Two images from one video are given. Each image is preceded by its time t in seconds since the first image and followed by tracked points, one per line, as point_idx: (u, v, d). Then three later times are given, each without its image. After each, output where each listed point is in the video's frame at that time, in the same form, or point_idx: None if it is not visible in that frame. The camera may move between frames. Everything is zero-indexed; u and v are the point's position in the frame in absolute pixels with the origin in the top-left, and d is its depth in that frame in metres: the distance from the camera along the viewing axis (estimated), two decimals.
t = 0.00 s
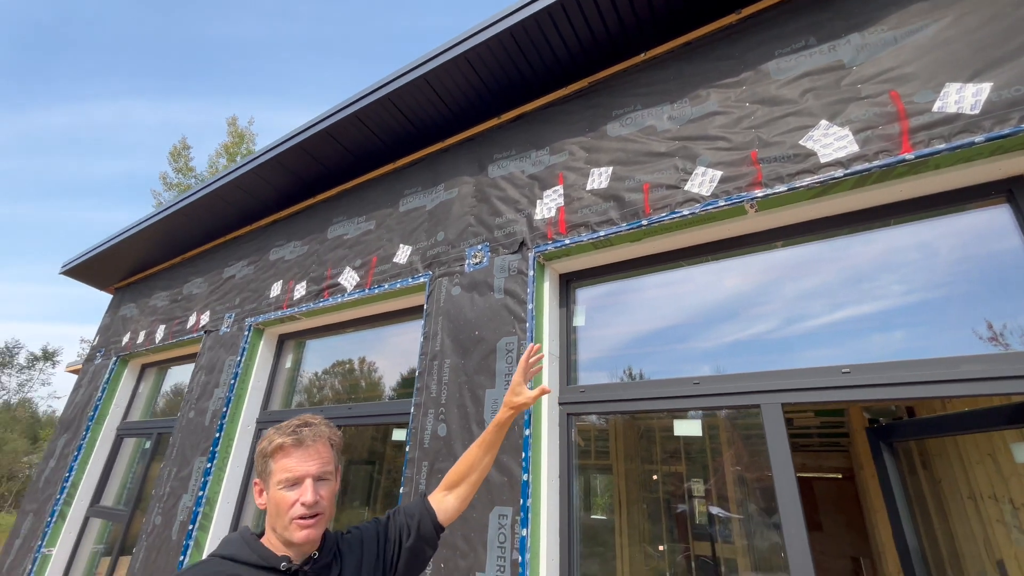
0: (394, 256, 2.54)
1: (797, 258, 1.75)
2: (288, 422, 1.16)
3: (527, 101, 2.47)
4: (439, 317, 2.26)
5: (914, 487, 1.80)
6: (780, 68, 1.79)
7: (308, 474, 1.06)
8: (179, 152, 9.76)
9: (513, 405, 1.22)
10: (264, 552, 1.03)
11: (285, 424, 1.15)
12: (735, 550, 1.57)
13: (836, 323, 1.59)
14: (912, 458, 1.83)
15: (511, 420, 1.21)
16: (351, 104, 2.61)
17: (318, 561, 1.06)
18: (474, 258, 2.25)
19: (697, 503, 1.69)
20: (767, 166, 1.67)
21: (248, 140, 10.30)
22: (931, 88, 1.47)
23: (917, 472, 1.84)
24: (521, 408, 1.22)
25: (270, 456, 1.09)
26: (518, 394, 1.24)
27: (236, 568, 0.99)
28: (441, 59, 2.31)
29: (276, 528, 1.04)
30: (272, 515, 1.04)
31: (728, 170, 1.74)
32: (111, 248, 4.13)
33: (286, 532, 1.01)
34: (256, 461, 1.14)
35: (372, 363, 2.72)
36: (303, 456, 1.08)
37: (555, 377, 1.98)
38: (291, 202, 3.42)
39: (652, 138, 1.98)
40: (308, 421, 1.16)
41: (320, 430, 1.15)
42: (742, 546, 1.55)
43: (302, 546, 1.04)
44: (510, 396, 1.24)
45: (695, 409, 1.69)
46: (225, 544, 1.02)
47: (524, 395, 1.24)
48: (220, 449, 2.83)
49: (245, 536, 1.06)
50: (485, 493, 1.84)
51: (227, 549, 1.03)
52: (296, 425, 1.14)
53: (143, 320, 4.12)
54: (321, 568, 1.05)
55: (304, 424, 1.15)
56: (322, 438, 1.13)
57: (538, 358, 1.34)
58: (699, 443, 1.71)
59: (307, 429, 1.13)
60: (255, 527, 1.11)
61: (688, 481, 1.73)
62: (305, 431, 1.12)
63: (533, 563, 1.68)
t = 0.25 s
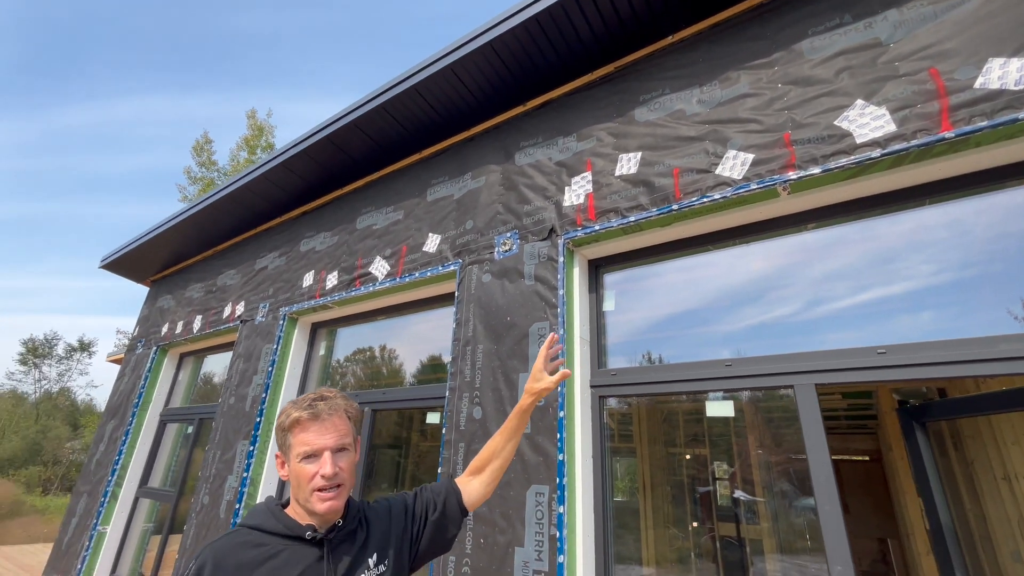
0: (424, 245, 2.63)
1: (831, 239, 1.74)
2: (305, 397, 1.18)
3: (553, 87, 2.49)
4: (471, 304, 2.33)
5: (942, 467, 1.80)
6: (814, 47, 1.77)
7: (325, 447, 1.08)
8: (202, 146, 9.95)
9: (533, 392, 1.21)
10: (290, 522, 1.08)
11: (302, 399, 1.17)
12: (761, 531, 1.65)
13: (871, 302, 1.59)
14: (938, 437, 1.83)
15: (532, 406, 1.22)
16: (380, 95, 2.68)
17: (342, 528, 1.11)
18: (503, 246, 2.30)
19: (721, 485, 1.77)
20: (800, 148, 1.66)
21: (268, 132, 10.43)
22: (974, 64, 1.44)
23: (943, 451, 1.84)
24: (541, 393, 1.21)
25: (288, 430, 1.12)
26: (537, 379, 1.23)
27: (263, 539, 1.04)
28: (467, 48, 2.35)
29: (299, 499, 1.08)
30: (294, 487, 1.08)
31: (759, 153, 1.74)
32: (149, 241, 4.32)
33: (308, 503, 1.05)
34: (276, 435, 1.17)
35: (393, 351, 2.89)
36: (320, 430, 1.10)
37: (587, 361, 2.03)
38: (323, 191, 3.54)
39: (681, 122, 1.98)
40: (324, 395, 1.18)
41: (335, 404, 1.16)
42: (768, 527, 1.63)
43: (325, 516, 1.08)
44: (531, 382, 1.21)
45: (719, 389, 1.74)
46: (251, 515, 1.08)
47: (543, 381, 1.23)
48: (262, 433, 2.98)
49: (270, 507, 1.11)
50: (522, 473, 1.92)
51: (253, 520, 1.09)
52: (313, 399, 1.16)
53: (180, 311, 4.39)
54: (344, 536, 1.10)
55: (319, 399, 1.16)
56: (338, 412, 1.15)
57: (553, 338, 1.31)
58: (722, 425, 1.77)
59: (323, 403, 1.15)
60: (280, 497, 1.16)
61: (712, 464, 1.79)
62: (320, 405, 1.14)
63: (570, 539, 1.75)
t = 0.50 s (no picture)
0: (443, 237, 2.70)
1: (853, 226, 1.75)
2: (307, 383, 1.21)
3: (571, 77, 2.51)
4: (492, 294, 2.39)
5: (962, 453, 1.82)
6: (838, 33, 1.76)
7: (333, 430, 1.11)
8: (218, 140, 10.07)
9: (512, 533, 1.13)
10: (311, 504, 1.13)
11: (304, 385, 1.20)
12: (778, 518, 1.69)
13: (894, 289, 1.60)
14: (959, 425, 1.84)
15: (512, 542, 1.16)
16: (400, 88, 2.74)
17: (361, 507, 1.16)
18: (523, 236, 2.34)
19: (735, 473, 1.81)
20: (823, 136, 1.66)
21: (282, 125, 10.51)
22: (1002, 47, 1.43)
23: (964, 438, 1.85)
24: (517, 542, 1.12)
25: (296, 417, 1.15)
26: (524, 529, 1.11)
27: (287, 518, 1.10)
28: (485, 40, 2.38)
29: (315, 480, 1.12)
30: (308, 469, 1.12)
31: (781, 140, 1.75)
32: (174, 234, 4.45)
33: (324, 484, 1.09)
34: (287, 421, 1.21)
35: (406, 340, 3.00)
36: (326, 413, 1.13)
37: (607, 348, 2.07)
38: (344, 182, 3.63)
39: (702, 111, 1.99)
40: (325, 379, 1.20)
41: (337, 386, 1.19)
42: (784, 515, 1.67)
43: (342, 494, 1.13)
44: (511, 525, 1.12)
45: (737, 375, 1.77)
46: (274, 497, 1.13)
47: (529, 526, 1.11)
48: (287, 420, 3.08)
49: (292, 488, 1.16)
50: (545, 458, 1.97)
51: (277, 500, 1.14)
52: (314, 384, 1.18)
53: (204, 303, 4.54)
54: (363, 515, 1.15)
55: (321, 384, 1.19)
56: (341, 395, 1.17)
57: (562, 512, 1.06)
58: (736, 412, 1.82)
59: (323, 388, 1.17)
60: (301, 477, 1.20)
61: (728, 452, 1.84)
62: (321, 390, 1.16)
63: (593, 521, 1.81)
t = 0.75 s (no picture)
0: (453, 230, 2.74)
1: (862, 218, 1.76)
2: (349, 367, 1.28)
3: (579, 71, 2.52)
4: (501, 287, 2.42)
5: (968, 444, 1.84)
6: (848, 25, 1.76)
7: (369, 412, 1.17)
8: (224, 135, 10.12)
9: None
10: (341, 484, 1.18)
11: (347, 369, 1.27)
12: (783, 507, 1.79)
13: (902, 281, 1.61)
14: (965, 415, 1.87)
15: None
16: (408, 83, 2.77)
17: (387, 493, 1.20)
18: (531, 230, 2.37)
19: (742, 464, 1.90)
20: (832, 128, 1.67)
21: (288, 119, 10.53)
22: (1013, 39, 1.43)
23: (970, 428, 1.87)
24: None
25: (337, 398, 1.22)
26: None
27: (319, 495, 1.16)
28: (492, 34, 2.39)
29: (349, 461, 1.17)
30: (343, 449, 1.17)
31: (790, 133, 1.76)
32: (186, 228, 4.52)
33: (357, 463, 1.14)
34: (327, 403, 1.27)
35: (413, 333, 3.05)
36: (364, 396, 1.19)
37: (615, 341, 2.10)
38: (353, 176, 3.67)
39: (710, 104, 1.99)
40: (366, 365, 1.27)
41: (376, 372, 1.25)
42: (790, 506, 1.75)
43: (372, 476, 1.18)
44: None
45: (743, 367, 1.79)
46: (308, 474, 1.19)
47: None
48: (300, 411, 3.14)
49: (325, 467, 1.22)
50: (554, 448, 2.01)
51: (310, 477, 1.20)
52: (355, 368, 1.25)
53: (216, 296, 4.61)
54: (389, 500, 1.20)
55: (360, 368, 1.25)
56: (378, 379, 1.23)
57: None
58: (743, 404, 1.87)
59: (364, 372, 1.23)
60: (334, 459, 1.26)
61: (734, 443, 1.92)
62: (362, 374, 1.23)
63: (601, 509, 1.85)
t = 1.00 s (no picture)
0: (454, 226, 2.76)
1: (860, 214, 1.78)
2: (377, 361, 1.30)
3: (580, 66, 2.52)
4: (502, 282, 2.45)
5: (962, 437, 1.88)
6: (848, 21, 1.76)
7: (394, 406, 1.19)
8: (225, 129, 10.10)
9: None
10: (357, 473, 1.21)
11: (375, 362, 1.30)
12: (782, 502, 1.81)
13: (899, 277, 1.63)
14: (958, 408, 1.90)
15: None
16: (410, 78, 2.78)
17: (400, 486, 1.24)
18: (533, 226, 2.39)
19: (741, 458, 1.94)
20: (831, 125, 1.68)
21: (288, 113, 10.50)
22: (1012, 37, 1.43)
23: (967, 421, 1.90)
24: None
25: (363, 388, 1.24)
26: None
27: (335, 482, 1.19)
28: (494, 30, 2.40)
29: (368, 451, 1.20)
30: (364, 439, 1.20)
31: (789, 130, 1.77)
32: (188, 223, 4.54)
33: (376, 454, 1.17)
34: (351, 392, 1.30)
35: (414, 328, 3.08)
36: (390, 390, 1.22)
37: (615, 336, 2.13)
38: (355, 172, 3.69)
39: (710, 100, 2.00)
40: (394, 360, 1.30)
41: (403, 368, 1.28)
42: (788, 500, 1.78)
43: (389, 469, 1.20)
44: None
45: (742, 361, 1.81)
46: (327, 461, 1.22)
47: None
48: (304, 404, 3.18)
49: (343, 456, 1.25)
50: (555, 441, 2.04)
51: (328, 464, 1.23)
52: (384, 362, 1.28)
53: (219, 291, 4.65)
54: (402, 493, 1.23)
55: (389, 363, 1.28)
56: (404, 376, 1.26)
57: None
58: (743, 399, 1.90)
59: (393, 367, 1.26)
60: (351, 449, 1.29)
61: (733, 437, 1.96)
62: (390, 368, 1.25)
63: (601, 501, 1.88)
